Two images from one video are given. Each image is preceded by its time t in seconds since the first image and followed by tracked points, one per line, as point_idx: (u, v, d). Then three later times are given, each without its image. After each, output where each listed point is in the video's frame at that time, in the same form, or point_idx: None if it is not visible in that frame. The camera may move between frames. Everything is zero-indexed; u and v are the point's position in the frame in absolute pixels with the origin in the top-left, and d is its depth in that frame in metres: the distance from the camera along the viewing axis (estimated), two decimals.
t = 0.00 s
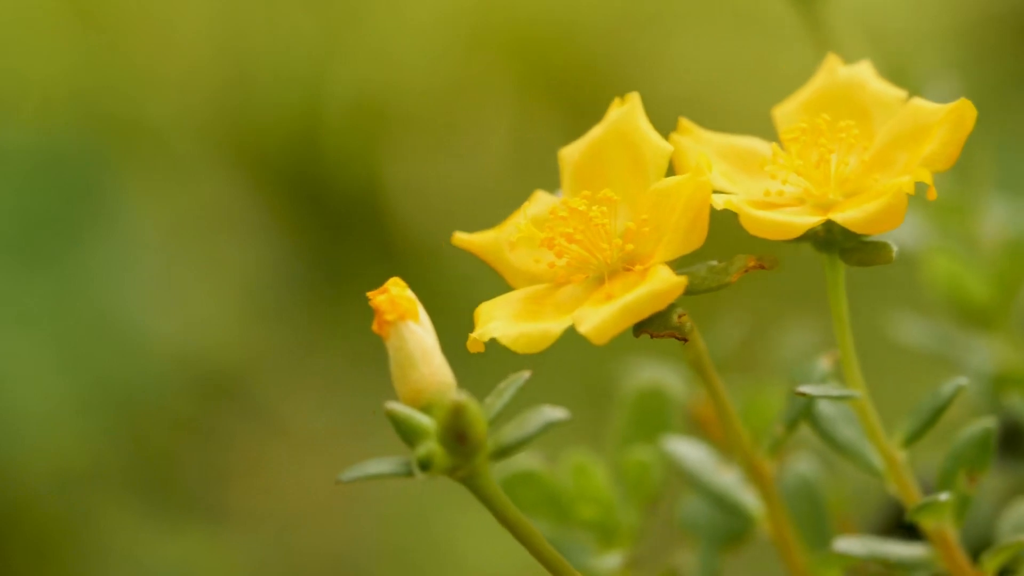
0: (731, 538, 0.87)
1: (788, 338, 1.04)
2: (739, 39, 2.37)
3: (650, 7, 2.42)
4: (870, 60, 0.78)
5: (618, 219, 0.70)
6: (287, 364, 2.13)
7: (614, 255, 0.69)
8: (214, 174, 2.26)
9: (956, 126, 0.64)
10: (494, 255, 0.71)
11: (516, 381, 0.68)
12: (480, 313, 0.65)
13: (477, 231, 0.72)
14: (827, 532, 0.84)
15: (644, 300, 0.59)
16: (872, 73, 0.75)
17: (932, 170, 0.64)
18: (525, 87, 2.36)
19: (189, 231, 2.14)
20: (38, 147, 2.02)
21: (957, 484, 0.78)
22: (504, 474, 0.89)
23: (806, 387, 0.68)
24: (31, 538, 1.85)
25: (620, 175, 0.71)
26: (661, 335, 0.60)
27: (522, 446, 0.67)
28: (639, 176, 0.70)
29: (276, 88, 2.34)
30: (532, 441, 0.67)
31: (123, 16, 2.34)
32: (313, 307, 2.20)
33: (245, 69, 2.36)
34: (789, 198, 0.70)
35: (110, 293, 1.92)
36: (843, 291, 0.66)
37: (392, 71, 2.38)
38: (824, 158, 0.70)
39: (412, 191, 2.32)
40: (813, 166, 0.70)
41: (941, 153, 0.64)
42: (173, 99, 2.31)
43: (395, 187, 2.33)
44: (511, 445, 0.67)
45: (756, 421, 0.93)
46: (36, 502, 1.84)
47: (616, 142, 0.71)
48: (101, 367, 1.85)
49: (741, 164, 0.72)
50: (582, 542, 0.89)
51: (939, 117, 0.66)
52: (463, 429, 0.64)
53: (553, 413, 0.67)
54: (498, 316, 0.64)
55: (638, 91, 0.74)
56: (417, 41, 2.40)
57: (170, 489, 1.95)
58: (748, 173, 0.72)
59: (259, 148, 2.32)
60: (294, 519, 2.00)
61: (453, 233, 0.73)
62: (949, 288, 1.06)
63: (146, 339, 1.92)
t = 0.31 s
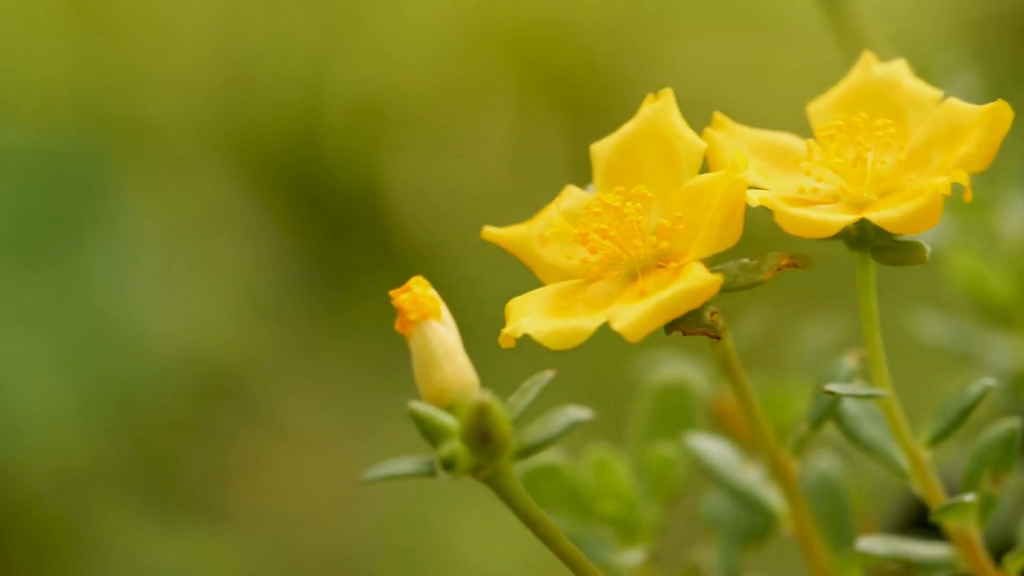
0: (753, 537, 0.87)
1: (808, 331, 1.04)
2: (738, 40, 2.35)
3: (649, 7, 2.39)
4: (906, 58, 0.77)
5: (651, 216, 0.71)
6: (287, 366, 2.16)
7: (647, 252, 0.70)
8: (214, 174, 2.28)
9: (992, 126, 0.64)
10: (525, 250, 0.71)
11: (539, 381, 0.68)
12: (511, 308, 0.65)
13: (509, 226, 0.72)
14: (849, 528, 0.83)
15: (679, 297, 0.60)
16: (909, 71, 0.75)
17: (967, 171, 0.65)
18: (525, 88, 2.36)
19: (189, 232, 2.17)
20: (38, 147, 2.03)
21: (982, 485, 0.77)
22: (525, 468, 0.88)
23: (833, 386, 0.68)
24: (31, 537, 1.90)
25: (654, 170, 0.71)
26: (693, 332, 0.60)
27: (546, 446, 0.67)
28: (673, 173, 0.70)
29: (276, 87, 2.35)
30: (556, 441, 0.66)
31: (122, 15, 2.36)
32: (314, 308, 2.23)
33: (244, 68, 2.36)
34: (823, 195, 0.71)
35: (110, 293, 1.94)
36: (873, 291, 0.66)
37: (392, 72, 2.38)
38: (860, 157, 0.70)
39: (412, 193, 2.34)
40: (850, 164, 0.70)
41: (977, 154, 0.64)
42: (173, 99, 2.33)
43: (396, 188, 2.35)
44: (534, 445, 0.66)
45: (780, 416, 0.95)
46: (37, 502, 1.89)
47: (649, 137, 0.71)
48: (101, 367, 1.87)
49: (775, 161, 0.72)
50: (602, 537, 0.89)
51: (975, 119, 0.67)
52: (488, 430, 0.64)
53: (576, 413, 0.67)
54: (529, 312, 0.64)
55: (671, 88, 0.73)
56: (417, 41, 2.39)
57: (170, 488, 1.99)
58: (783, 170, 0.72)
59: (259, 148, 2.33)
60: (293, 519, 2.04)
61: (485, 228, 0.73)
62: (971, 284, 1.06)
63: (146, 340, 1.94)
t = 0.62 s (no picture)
0: (769, 535, 0.87)
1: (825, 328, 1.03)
2: (739, 40, 2.34)
3: (650, 7, 2.39)
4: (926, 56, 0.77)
5: (671, 212, 0.71)
6: (286, 366, 2.15)
7: (666, 250, 0.70)
8: (215, 174, 2.28)
9: (1014, 125, 0.64)
10: (544, 246, 0.71)
11: (562, 374, 0.67)
12: (530, 304, 0.64)
13: (527, 221, 0.71)
14: (866, 528, 0.84)
15: (700, 294, 0.59)
16: (930, 70, 0.75)
17: (987, 170, 0.64)
18: (525, 89, 2.35)
19: (190, 231, 2.17)
20: (37, 145, 2.04)
21: (999, 485, 0.77)
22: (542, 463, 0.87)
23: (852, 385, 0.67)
24: (31, 537, 1.89)
25: (676, 167, 0.71)
26: (711, 330, 0.60)
27: (568, 440, 0.66)
28: (693, 171, 0.70)
29: (275, 87, 2.35)
30: (579, 435, 0.66)
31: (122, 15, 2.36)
32: (314, 309, 2.23)
33: (244, 68, 2.36)
34: (843, 194, 0.70)
35: (111, 293, 1.95)
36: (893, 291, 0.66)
37: (392, 71, 2.38)
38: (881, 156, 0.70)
39: (412, 193, 2.33)
40: (870, 163, 0.70)
41: (998, 153, 0.64)
42: (173, 99, 2.32)
43: (396, 188, 2.34)
44: (557, 438, 0.66)
45: (796, 413, 0.94)
46: (35, 501, 1.88)
47: (670, 134, 0.71)
48: (101, 367, 1.88)
49: (796, 158, 0.72)
50: (619, 536, 0.89)
51: (996, 118, 0.66)
52: (511, 423, 0.63)
53: (600, 407, 0.67)
54: (548, 308, 0.64)
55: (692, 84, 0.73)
56: (417, 41, 2.39)
57: (170, 488, 1.98)
58: (803, 168, 0.72)
59: (259, 148, 2.33)
60: (294, 520, 2.03)
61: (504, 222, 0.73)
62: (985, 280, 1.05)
63: (145, 340, 1.95)
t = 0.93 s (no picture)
0: (775, 535, 0.87)
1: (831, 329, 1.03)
2: (739, 40, 2.34)
3: (651, 7, 2.39)
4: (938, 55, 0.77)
5: (682, 212, 0.71)
6: (287, 365, 2.16)
7: (676, 249, 0.70)
8: (215, 174, 2.28)
9: None
10: (553, 245, 0.71)
11: (575, 373, 0.67)
12: (539, 303, 0.64)
13: (536, 220, 0.71)
14: (872, 529, 0.84)
15: (711, 295, 0.59)
16: (941, 69, 0.75)
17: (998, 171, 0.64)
18: (524, 89, 2.36)
19: (189, 232, 2.16)
20: (37, 146, 2.03)
21: (1006, 484, 0.77)
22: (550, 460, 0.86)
23: (861, 384, 0.67)
24: (31, 537, 1.89)
25: (685, 167, 0.71)
26: (721, 330, 0.60)
27: (581, 439, 0.66)
28: (704, 170, 0.70)
29: (275, 87, 2.35)
30: (592, 434, 0.66)
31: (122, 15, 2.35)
32: (314, 309, 2.23)
33: (243, 68, 2.36)
34: (854, 193, 0.70)
35: (111, 292, 1.94)
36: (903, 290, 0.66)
37: (391, 71, 2.38)
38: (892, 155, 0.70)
39: (412, 193, 2.33)
40: (881, 162, 0.70)
41: (1009, 153, 0.64)
42: (173, 99, 2.32)
43: (396, 189, 2.34)
44: (569, 437, 0.66)
45: (801, 411, 0.94)
46: (35, 502, 1.88)
47: (680, 133, 0.71)
48: (101, 367, 1.87)
49: (806, 157, 0.72)
50: (627, 535, 0.90)
51: (1008, 118, 0.66)
52: (524, 421, 0.63)
53: (613, 406, 0.67)
54: (558, 308, 0.64)
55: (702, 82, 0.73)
56: (417, 41, 2.38)
57: (170, 488, 1.99)
58: (814, 166, 0.72)
59: (259, 148, 2.33)
60: (293, 518, 2.05)
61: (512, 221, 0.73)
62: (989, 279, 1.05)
63: (145, 340, 1.94)
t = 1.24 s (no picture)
0: (771, 539, 0.88)
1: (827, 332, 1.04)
2: (739, 40, 2.34)
3: (651, 7, 2.40)
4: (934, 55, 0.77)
5: (679, 211, 0.71)
6: (287, 365, 2.15)
7: (673, 248, 0.70)
8: (215, 174, 2.27)
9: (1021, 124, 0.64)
10: (551, 244, 0.71)
11: (570, 377, 0.68)
12: (536, 303, 0.64)
13: (534, 221, 0.71)
14: (867, 532, 0.84)
15: (707, 293, 0.59)
16: (937, 68, 0.75)
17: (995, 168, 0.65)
18: (524, 89, 2.36)
19: (190, 231, 2.17)
20: (37, 146, 2.03)
21: (1002, 485, 0.78)
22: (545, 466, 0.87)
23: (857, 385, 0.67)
24: (31, 537, 1.88)
25: (682, 165, 0.71)
26: (718, 329, 0.60)
27: (575, 443, 0.66)
28: (700, 169, 0.70)
29: (275, 87, 2.35)
30: (586, 438, 0.66)
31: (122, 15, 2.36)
32: (314, 309, 2.22)
33: (244, 68, 2.36)
34: (851, 191, 0.70)
35: (111, 293, 1.95)
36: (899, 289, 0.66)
37: (391, 71, 2.38)
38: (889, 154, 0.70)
39: (413, 193, 2.32)
40: (878, 160, 0.70)
41: (1006, 150, 0.64)
42: (173, 99, 2.32)
43: (396, 188, 2.34)
44: (564, 441, 0.66)
45: (797, 414, 0.94)
46: (35, 501, 1.88)
47: (677, 132, 0.71)
48: (101, 367, 1.88)
49: (803, 156, 0.72)
50: (618, 539, 0.89)
51: (1005, 115, 0.66)
52: (517, 425, 0.64)
53: (607, 410, 0.67)
54: (555, 307, 0.64)
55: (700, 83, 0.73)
56: (417, 41, 2.40)
57: (170, 488, 1.98)
58: (810, 165, 0.72)
59: (259, 148, 2.33)
60: (293, 520, 2.02)
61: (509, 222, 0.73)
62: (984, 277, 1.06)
63: (144, 340, 1.95)
